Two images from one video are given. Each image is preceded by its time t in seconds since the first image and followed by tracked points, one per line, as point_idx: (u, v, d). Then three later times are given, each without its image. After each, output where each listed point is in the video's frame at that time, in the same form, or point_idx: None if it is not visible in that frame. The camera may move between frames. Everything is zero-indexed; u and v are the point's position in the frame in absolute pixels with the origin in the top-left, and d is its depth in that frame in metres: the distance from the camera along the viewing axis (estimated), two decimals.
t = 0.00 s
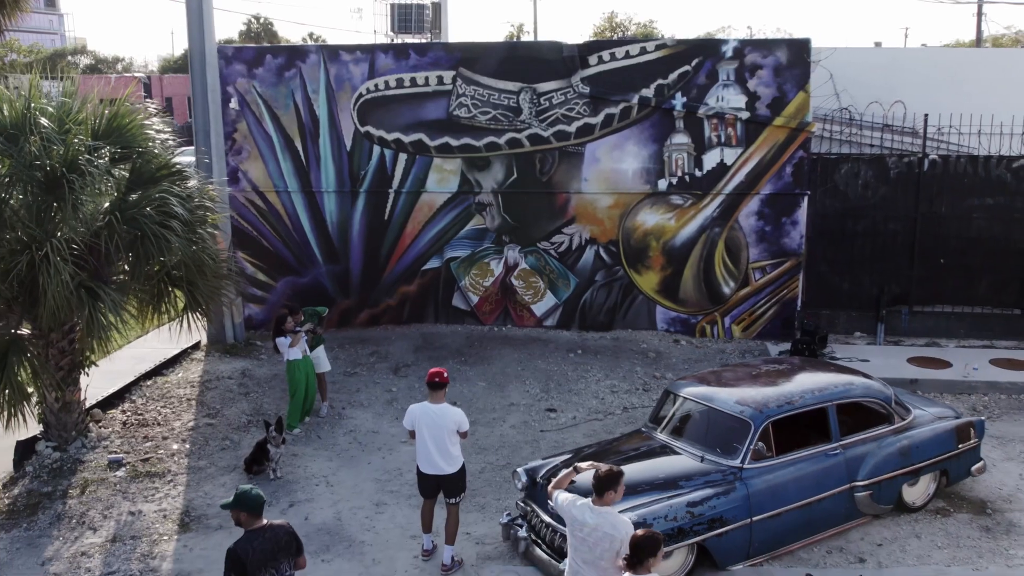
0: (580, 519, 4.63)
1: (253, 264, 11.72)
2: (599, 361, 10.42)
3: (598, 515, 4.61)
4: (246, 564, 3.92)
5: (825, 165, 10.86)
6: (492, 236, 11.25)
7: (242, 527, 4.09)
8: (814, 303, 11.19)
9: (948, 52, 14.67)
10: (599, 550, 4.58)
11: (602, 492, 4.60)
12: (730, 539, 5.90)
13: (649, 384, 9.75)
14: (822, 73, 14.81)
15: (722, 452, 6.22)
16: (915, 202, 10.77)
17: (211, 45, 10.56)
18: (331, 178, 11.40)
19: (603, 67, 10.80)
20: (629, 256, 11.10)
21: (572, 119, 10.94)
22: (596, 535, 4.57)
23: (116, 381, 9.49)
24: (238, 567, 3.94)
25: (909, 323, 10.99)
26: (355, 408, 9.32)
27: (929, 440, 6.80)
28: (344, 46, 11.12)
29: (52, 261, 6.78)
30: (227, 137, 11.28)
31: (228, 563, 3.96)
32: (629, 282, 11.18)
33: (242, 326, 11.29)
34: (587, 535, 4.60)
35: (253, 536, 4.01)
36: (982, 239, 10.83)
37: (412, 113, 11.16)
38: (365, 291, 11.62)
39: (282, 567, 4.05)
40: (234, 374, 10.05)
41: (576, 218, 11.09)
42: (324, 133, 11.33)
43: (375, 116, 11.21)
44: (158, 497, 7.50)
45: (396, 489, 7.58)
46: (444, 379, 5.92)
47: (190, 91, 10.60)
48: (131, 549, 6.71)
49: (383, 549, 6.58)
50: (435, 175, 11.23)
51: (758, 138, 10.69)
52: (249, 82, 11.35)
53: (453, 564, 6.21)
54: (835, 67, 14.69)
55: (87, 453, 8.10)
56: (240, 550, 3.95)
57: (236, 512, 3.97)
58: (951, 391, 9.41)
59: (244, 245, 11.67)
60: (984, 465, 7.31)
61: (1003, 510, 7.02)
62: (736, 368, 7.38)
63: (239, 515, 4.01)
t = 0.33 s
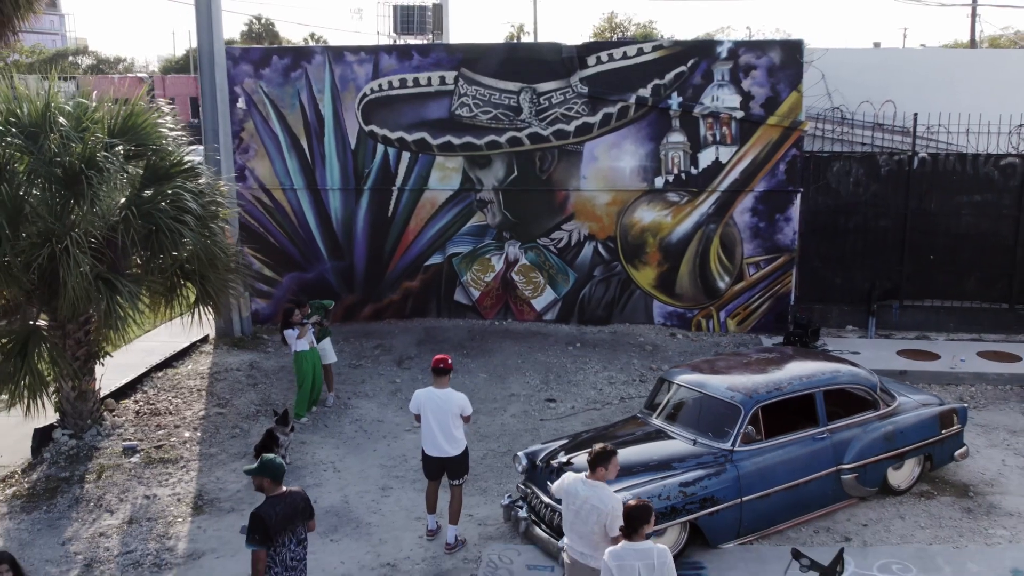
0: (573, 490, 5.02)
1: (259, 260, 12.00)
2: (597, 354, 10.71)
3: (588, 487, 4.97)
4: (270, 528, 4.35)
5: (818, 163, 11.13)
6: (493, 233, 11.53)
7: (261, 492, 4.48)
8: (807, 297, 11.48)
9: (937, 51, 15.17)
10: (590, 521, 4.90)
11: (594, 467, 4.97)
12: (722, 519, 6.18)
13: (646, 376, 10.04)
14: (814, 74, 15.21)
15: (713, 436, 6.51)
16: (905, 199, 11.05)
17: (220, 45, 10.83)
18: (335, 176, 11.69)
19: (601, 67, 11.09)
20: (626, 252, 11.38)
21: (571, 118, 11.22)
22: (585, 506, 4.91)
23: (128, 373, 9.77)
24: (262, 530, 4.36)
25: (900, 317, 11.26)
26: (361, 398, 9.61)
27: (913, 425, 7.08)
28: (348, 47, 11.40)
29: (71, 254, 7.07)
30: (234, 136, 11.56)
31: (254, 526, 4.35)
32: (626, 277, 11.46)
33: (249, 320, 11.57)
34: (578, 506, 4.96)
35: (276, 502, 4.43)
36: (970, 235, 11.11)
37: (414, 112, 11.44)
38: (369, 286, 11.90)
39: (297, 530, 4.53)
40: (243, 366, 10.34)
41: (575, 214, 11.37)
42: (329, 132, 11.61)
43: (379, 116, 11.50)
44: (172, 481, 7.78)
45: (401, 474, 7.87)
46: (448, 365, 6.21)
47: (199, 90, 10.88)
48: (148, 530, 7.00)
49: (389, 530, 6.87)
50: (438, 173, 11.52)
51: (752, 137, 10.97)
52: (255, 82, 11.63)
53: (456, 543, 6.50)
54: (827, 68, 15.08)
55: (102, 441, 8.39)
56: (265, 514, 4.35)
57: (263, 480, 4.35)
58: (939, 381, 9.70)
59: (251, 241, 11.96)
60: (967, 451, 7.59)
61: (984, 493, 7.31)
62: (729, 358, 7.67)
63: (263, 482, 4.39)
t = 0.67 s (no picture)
0: (569, 467, 5.34)
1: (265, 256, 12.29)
2: (595, 346, 11.01)
3: (585, 463, 5.30)
4: (286, 493, 4.84)
5: (810, 161, 11.43)
6: (494, 229, 11.83)
7: (279, 462, 4.96)
8: (799, 292, 11.78)
9: (927, 51, 15.90)
10: (585, 495, 5.23)
11: (589, 444, 5.30)
12: (713, 499, 6.48)
13: (643, 368, 10.34)
14: (806, 74, 15.59)
15: (706, 421, 6.80)
16: (895, 196, 11.35)
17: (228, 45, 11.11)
18: (340, 174, 11.99)
19: (599, 68, 11.38)
20: (624, 248, 11.68)
21: (570, 117, 11.52)
22: (581, 481, 5.24)
23: (140, 365, 10.06)
24: (279, 495, 4.86)
25: (890, 311, 11.57)
26: (366, 389, 9.91)
27: (898, 411, 7.37)
28: (353, 48, 11.70)
29: (90, 247, 7.38)
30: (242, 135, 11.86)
31: (271, 492, 4.85)
32: (624, 273, 11.75)
33: (256, 314, 11.86)
34: (574, 481, 5.28)
35: (291, 469, 4.92)
36: (959, 231, 11.40)
37: (417, 111, 11.74)
38: (373, 282, 12.20)
39: (312, 497, 5.00)
40: (251, 358, 10.64)
41: (574, 211, 11.67)
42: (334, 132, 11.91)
43: (382, 115, 11.79)
44: (185, 467, 8.08)
45: (406, 459, 8.17)
46: (452, 353, 6.51)
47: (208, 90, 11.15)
48: (163, 512, 7.29)
49: (395, 511, 7.17)
50: (440, 171, 11.81)
51: (746, 135, 11.27)
52: (262, 82, 11.93)
53: (460, 524, 6.81)
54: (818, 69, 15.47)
55: (116, 428, 8.68)
56: (282, 481, 4.84)
57: (278, 449, 4.84)
58: (927, 373, 10.00)
59: (258, 237, 12.25)
60: (951, 437, 7.89)
61: (966, 476, 7.62)
62: (721, 348, 7.96)
63: (281, 452, 4.88)
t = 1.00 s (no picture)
0: (569, 445, 5.61)
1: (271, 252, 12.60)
2: (593, 339, 11.32)
3: (584, 441, 5.58)
4: (294, 465, 5.18)
5: (802, 159, 11.76)
6: (494, 225, 12.14)
7: (290, 437, 5.30)
8: (791, 286, 12.09)
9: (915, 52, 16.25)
10: (584, 473, 5.52)
11: (590, 424, 5.58)
12: (703, 480, 6.78)
13: (639, 359, 10.65)
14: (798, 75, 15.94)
15: (697, 406, 7.11)
16: (884, 193, 11.67)
17: (236, 46, 11.42)
18: (344, 172, 12.30)
19: (597, 69, 11.69)
20: (621, 244, 11.99)
21: (568, 116, 11.83)
22: (580, 459, 5.53)
23: (151, 357, 10.37)
24: (287, 468, 5.20)
25: (881, 305, 11.85)
26: (370, 379, 10.22)
27: (882, 398, 7.68)
28: (357, 49, 12.02)
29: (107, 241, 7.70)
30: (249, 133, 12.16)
31: (281, 464, 5.20)
32: (621, 268, 12.06)
33: (262, 308, 12.16)
34: (573, 459, 5.56)
35: (300, 444, 5.25)
36: (946, 227, 11.72)
37: (419, 111, 12.05)
38: (376, 277, 12.52)
39: (320, 471, 5.33)
40: (258, 350, 10.95)
41: (572, 208, 11.98)
42: (338, 131, 12.21)
43: (386, 114, 12.10)
44: (197, 453, 8.38)
45: (410, 446, 8.48)
46: (454, 340, 6.84)
47: (215, 89, 11.45)
48: (178, 494, 7.60)
49: (400, 493, 7.48)
50: (442, 169, 12.12)
51: (740, 134, 11.57)
52: (268, 82, 12.24)
53: (462, 504, 7.11)
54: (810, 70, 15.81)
55: (130, 416, 8.99)
56: (290, 455, 5.18)
57: (289, 425, 5.18)
58: (914, 364, 10.31)
59: (264, 233, 12.56)
60: (934, 423, 8.19)
61: (949, 461, 7.93)
62: (714, 338, 8.26)
63: (290, 427, 5.22)
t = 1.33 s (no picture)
0: (558, 426, 5.93)
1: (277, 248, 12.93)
2: (590, 332, 11.64)
3: (572, 422, 5.91)
4: (293, 444, 5.55)
5: (794, 157, 12.08)
6: (494, 222, 12.46)
7: (294, 420, 5.70)
8: (783, 281, 12.42)
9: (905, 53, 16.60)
10: (575, 452, 5.84)
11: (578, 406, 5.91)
12: (694, 462, 7.10)
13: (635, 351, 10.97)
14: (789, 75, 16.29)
15: (688, 392, 7.43)
16: (874, 190, 11.99)
17: (243, 46, 11.73)
18: (348, 170, 12.62)
19: (594, 69, 12.01)
20: (618, 240, 12.31)
21: (566, 116, 12.14)
22: (570, 439, 5.85)
23: (160, 349, 10.68)
24: (288, 447, 5.58)
25: (871, 299, 12.13)
26: (374, 370, 10.55)
27: (867, 385, 8.00)
28: (361, 50, 12.33)
29: (122, 234, 8.04)
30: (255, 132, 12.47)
31: (283, 443, 5.60)
32: (618, 263, 12.38)
33: (268, 303, 12.47)
34: (563, 439, 5.88)
35: (301, 425, 5.63)
36: (934, 223, 12.04)
37: (421, 110, 12.37)
38: (379, 273, 12.84)
39: (320, 451, 5.66)
40: (265, 343, 11.27)
41: (570, 205, 12.30)
42: (342, 130, 12.53)
43: (389, 114, 12.42)
44: (208, 439, 8.70)
45: (413, 433, 8.80)
46: (455, 329, 7.16)
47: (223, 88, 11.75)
48: (190, 478, 7.92)
49: (404, 477, 7.80)
50: (443, 167, 12.43)
51: (733, 133, 11.88)
52: (274, 82, 12.56)
53: (463, 486, 7.43)
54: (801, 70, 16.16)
55: (142, 405, 9.31)
56: (291, 434, 5.56)
57: (291, 406, 5.56)
58: (901, 355, 10.63)
59: (270, 230, 12.88)
60: (917, 410, 8.50)
61: (931, 446, 8.25)
62: (706, 329, 8.58)
63: (293, 409, 5.62)
